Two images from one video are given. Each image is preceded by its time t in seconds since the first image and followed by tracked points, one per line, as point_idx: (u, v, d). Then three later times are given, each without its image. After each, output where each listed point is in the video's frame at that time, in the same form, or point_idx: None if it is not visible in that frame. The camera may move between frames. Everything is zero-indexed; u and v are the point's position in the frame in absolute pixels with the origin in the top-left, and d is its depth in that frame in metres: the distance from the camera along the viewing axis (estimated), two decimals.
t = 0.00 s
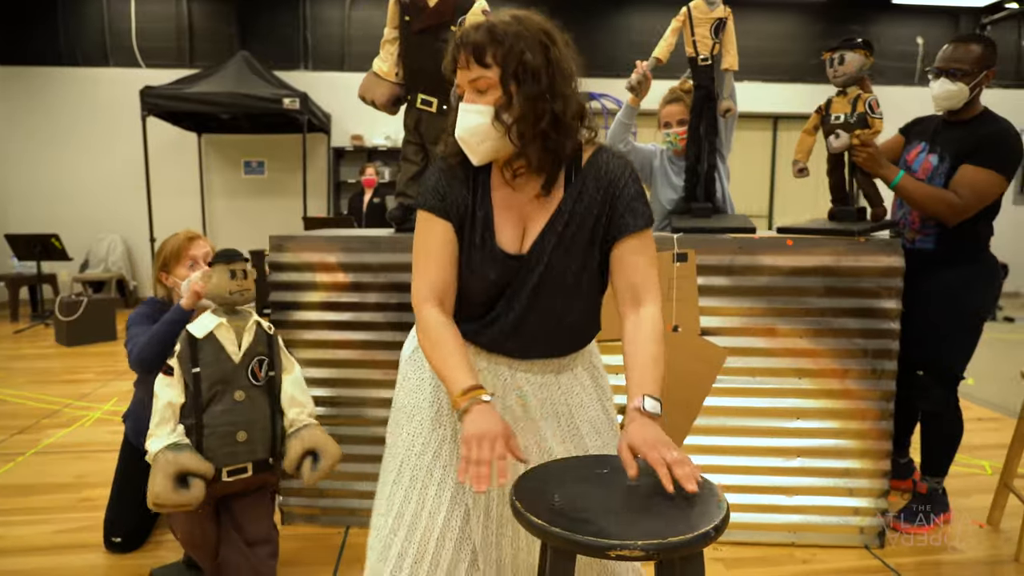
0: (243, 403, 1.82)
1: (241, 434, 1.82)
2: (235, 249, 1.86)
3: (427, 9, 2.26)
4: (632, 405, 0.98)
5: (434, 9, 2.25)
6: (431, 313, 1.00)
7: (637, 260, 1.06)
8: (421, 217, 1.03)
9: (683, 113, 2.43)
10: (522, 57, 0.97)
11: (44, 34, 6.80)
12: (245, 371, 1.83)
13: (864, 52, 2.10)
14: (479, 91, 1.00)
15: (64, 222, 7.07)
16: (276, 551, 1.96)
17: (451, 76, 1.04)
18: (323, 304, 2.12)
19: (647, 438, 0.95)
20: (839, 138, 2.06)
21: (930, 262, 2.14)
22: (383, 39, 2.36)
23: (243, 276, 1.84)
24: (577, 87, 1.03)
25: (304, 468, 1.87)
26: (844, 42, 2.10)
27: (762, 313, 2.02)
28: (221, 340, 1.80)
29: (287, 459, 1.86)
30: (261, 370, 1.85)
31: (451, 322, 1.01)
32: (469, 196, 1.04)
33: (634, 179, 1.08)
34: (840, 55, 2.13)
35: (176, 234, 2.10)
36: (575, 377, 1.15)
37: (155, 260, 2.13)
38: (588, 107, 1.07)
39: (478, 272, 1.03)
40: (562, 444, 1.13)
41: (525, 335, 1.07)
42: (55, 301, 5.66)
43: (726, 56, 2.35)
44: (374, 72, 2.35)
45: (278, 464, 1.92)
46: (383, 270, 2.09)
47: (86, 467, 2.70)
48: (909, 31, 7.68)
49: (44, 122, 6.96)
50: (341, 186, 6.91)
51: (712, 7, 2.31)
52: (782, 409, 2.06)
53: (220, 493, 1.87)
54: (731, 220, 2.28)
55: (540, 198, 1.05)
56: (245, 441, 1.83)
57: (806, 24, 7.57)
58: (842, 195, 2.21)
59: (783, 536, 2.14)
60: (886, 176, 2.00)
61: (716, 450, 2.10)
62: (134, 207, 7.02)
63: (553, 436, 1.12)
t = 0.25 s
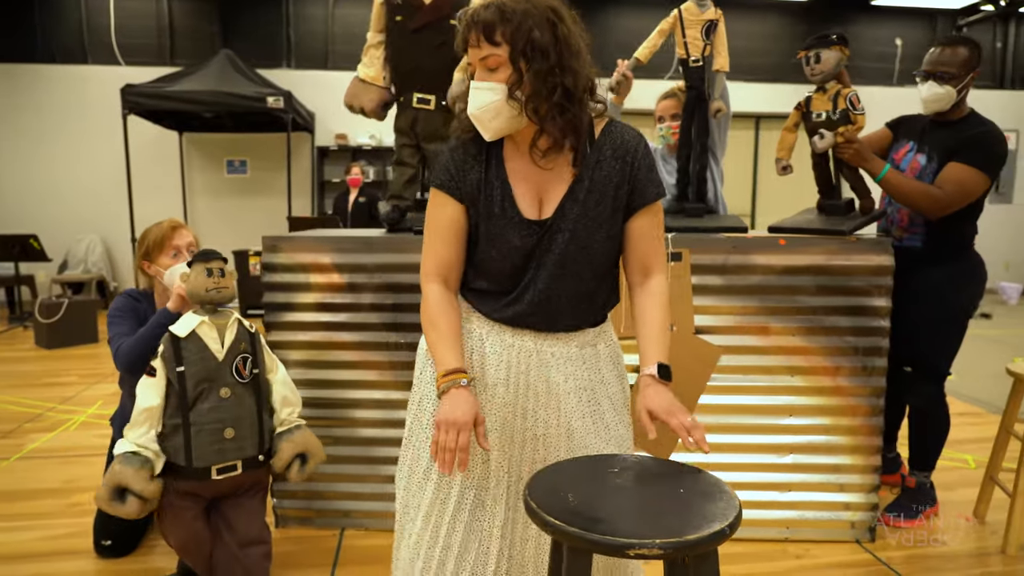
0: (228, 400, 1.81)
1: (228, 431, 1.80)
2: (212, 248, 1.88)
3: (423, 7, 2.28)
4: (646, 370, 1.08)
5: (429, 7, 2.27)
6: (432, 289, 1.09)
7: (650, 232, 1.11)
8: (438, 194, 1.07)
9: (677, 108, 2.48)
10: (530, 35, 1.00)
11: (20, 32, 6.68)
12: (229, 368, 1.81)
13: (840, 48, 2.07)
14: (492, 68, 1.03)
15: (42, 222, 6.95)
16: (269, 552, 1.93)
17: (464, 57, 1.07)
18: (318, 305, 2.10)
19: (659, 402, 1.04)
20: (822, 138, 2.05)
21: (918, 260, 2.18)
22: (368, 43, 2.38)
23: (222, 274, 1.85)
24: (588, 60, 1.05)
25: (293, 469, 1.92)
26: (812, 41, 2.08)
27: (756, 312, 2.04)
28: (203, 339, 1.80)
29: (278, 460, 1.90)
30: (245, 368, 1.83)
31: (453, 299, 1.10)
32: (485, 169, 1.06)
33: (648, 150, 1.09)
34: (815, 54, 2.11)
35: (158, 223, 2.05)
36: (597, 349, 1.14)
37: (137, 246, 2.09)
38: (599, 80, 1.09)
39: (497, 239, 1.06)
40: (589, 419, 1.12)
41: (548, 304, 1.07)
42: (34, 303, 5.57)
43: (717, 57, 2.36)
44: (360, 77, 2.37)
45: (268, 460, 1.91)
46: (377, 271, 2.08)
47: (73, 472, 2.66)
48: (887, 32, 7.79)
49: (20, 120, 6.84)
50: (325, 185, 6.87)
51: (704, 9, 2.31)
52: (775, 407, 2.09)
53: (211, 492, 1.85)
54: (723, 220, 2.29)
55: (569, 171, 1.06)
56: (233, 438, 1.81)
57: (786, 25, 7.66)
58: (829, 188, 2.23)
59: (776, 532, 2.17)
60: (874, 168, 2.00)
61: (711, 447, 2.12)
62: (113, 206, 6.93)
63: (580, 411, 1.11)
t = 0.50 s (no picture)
0: (220, 405, 1.79)
1: (220, 437, 1.78)
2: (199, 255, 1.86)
3: (414, 18, 2.27)
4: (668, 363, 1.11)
5: (421, 17, 2.27)
6: (445, 286, 1.11)
7: (661, 228, 1.13)
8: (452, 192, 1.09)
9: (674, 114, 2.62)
10: (543, 36, 1.02)
11: None
12: (220, 374, 1.79)
13: (822, 55, 2.11)
14: (504, 66, 1.04)
15: (21, 225, 6.84)
16: (264, 559, 1.91)
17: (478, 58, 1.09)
18: (312, 312, 2.10)
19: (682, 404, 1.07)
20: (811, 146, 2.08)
21: (906, 266, 2.21)
22: (353, 57, 2.33)
23: (210, 280, 1.83)
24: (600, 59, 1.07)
25: (288, 471, 1.95)
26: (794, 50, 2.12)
27: (749, 318, 2.06)
28: (194, 345, 1.77)
29: (273, 465, 1.93)
30: (236, 373, 1.81)
31: (464, 295, 1.13)
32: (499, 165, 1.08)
33: (658, 147, 1.11)
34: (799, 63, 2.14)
35: (144, 230, 2.05)
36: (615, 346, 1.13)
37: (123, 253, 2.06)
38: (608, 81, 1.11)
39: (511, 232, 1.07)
40: (608, 415, 1.12)
41: (563, 297, 1.08)
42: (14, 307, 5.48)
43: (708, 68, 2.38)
44: (346, 87, 2.30)
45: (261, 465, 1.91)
46: (374, 278, 2.08)
47: (60, 481, 2.62)
48: (867, 39, 7.93)
49: None
50: (311, 189, 6.85)
51: (693, 22, 2.35)
52: (767, 412, 2.11)
53: (204, 501, 1.82)
54: (716, 227, 2.32)
55: (574, 169, 1.07)
56: (225, 444, 1.79)
57: (770, 31, 7.75)
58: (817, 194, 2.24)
59: (769, 536, 2.19)
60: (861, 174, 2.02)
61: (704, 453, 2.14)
62: (95, 209, 6.84)
63: (599, 407, 1.11)
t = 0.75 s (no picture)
0: (214, 412, 1.78)
1: (216, 444, 1.78)
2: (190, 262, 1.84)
3: (399, 28, 2.29)
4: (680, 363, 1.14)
5: (406, 27, 2.28)
6: (452, 291, 1.14)
7: (664, 231, 1.16)
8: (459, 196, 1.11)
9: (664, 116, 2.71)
10: (558, 39, 1.04)
11: None
12: (214, 381, 1.78)
13: (805, 63, 2.14)
14: (517, 67, 1.06)
15: None
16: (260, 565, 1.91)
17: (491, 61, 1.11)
18: (305, 320, 2.09)
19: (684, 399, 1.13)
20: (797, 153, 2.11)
21: (891, 271, 2.25)
22: (344, 70, 2.33)
23: (200, 288, 1.82)
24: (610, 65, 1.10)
25: (282, 477, 1.95)
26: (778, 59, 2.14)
27: (739, 323, 2.09)
28: (187, 352, 1.76)
29: (266, 471, 1.92)
30: (230, 380, 1.81)
31: (470, 299, 1.16)
32: (505, 169, 1.09)
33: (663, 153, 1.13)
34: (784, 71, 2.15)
35: (131, 242, 2.03)
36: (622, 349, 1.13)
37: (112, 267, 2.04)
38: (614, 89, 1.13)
39: (517, 233, 1.07)
40: (616, 418, 1.13)
41: (569, 299, 1.10)
42: None
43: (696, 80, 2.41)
44: (341, 101, 2.30)
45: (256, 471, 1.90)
46: (367, 284, 2.08)
47: (47, 490, 2.59)
48: (847, 41, 8.04)
49: None
50: (295, 191, 6.83)
51: (678, 36, 2.39)
52: (757, 415, 2.14)
53: (200, 509, 1.82)
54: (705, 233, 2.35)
55: (582, 172, 1.09)
56: (221, 450, 1.78)
57: (751, 34, 7.83)
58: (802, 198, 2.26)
59: (759, 537, 2.22)
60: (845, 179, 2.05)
61: (696, 456, 2.17)
62: (75, 212, 6.75)
63: (605, 411, 1.13)
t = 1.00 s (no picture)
0: (205, 423, 1.78)
1: (207, 454, 1.78)
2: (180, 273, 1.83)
3: (391, 42, 2.30)
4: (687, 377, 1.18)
5: (398, 40, 2.29)
6: (460, 306, 1.18)
7: (670, 248, 1.17)
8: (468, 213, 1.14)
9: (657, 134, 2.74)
10: (570, 57, 1.07)
11: None
12: (205, 392, 1.78)
13: (794, 82, 2.18)
14: (529, 83, 1.09)
15: None
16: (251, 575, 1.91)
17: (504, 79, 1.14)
18: (296, 331, 2.09)
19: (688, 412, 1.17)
20: (785, 167, 2.14)
21: (876, 285, 2.30)
22: (336, 84, 2.37)
23: (190, 298, 1.81)
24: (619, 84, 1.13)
25: (272, 488, 1.94)
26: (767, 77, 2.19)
27: (727, 335, 2.12)
28: (178, 363, 1.76)
29: (256, 481, 1.91)
30: (221, 391, 1.81)
31: (477, 314, 1.19)
32: (511, 186, 1.12)
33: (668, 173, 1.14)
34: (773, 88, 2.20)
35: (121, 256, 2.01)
36: (629, 366, 1.14)
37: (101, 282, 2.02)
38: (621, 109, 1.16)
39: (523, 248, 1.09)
40: (621, 434, 1.14)
41: (575, 315, 1.11)
42: None
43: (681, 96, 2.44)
44: (329, 117, 2.35)
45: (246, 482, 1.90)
46: (359, 296, 2.09)
47: (31, 501, 2.57)
48: (830, 53, 8.15)
49: None
50: (281, 196, 6.81)
51: (663, 54, 2.45)
52: (744, 427, 2.17)
53: (190, 520, 1.81)
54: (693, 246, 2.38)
55: (588, 189, 1.10)
56: (212, 461, 1.78)
57: (737, 43, 7.91)
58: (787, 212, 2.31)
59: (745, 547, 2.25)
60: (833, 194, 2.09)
61: (684, 467, 2.19)
62: (56, 215, 6.67)
63: (611, 427, 1.14)
